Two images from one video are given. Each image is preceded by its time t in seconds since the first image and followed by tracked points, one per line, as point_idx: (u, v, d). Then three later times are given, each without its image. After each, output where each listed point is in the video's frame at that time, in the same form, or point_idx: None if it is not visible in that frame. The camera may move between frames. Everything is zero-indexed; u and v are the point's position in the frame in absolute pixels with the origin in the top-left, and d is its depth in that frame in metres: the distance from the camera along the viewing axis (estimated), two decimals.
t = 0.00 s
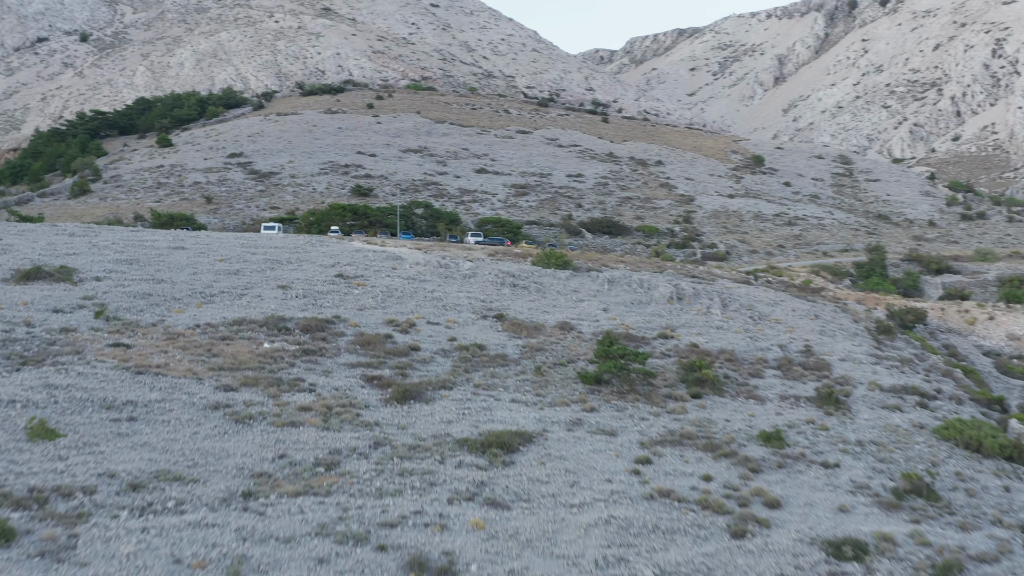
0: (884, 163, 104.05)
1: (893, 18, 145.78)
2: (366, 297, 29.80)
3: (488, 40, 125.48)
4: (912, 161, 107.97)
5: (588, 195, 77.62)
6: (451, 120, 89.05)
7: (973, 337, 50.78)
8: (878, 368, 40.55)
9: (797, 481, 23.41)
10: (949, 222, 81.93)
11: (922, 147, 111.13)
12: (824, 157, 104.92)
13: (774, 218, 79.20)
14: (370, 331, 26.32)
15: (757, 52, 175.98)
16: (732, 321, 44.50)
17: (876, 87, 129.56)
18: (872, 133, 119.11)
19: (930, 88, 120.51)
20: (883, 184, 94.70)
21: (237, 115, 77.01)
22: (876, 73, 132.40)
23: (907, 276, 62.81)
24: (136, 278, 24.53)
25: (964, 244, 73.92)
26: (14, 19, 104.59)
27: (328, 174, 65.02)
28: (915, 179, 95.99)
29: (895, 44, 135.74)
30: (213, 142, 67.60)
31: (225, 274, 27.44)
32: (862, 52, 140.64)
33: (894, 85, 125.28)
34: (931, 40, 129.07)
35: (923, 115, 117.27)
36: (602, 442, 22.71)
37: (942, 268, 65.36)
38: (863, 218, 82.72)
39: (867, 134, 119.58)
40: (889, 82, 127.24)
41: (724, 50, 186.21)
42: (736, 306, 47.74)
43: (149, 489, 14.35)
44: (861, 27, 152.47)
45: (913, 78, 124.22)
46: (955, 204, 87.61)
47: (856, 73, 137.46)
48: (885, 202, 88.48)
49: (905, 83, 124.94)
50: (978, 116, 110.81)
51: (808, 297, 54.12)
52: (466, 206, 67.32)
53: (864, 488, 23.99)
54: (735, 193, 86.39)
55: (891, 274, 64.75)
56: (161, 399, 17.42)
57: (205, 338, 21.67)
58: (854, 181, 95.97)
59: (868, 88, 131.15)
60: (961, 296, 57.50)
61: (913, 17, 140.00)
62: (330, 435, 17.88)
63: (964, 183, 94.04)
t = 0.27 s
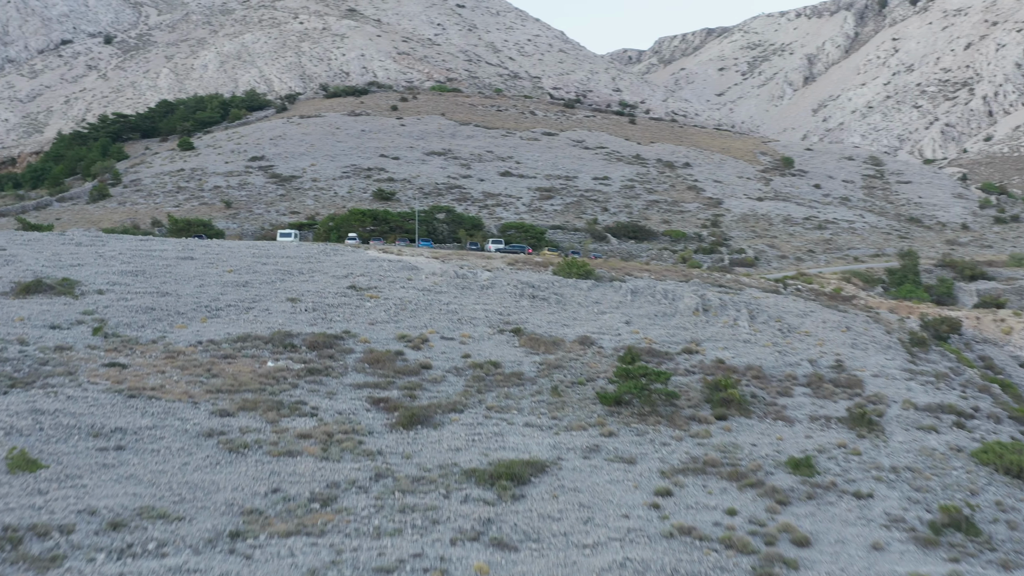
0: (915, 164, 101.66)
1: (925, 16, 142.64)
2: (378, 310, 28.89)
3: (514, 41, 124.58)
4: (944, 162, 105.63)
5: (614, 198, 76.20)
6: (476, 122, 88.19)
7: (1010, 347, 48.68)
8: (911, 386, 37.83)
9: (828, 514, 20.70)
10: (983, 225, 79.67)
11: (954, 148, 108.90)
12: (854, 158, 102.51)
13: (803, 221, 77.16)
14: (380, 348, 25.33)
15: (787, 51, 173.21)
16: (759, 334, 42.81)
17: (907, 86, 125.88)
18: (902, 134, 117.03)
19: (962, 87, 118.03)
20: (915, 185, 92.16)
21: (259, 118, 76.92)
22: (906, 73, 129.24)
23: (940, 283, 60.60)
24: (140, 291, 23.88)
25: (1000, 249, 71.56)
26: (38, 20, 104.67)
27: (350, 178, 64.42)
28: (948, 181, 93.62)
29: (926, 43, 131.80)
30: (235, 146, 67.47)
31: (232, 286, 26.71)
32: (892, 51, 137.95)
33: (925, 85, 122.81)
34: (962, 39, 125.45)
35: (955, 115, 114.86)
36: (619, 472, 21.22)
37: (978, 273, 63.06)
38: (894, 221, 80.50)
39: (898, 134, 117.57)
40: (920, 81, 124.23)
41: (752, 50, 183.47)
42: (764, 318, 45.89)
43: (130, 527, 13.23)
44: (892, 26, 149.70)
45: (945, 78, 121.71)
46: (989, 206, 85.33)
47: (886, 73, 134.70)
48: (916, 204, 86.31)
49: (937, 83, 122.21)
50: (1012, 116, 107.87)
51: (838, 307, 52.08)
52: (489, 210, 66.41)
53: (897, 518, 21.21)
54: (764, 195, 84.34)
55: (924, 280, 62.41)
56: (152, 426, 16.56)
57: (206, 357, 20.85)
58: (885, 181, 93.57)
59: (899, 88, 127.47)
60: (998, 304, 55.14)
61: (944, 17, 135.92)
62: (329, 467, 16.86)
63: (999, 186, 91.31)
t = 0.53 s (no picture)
0: (945, 165, 99.55)
1: (956, 15, 138.99)
2: (390, 324, 27.98)
3: (540, 41, 123.45)
4: (977, 163, 102.76)
5: (641, 202, 74.68)
6: (501, 124, 87.19)
7: None
8: (948, 404, 34.77)
9: (862, 552, 18.04)
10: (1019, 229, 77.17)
11: (986, 150, 105.67)
12: (885, 160, 100.01)
13: (834, 226, 75.05)
14: (389, 366, 24.31)
15: (816, 50, 170.01)
16: (789, 348, 40.34)
17: (937, 86, 122.61)
18: (934, 134, 113.93)
19: (994, 88, 114.16)
20: (947, 187, 89.85)
21: (282, 120, 76.70)
22: (937, 73, 125.13)
23: (974, 292, 58.29)
24: (143, 305, 23.21)
25: None
26: (62, 22, 104.94)
27: (372, 181, 63.70)
28: (982, 184, 91.09)
29: (956, 42, 127.51)
30: (258, 149, 67.18)
31: (240, 299, 25.99)
32: (923, 50, 133.12)
33: (956, 85, 119.10)
34: (993, 38, 121.09)
35: (986, 116, 111.14)
36: (638, 506, 19.21)
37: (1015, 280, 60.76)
38: (927, 224, 78.20)
39: (930, 134, 114.58)
40: (950, 81, 120.81)
41: (781, 49, 180.45)
42: (793, 331, 43.14)
43: (107, 572, 11.74)
44: (923, 24, 146.61)
45: (976, 78, 117.75)
46: None
47: (916, 72, 130.63)
48: (949, 207, 83.94)
49: (968, 83, 118.35)
50: None
51: (871, 317, 49.24)
52: (514, 214, 65.36)
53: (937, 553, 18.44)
54: (794, 199, 82.22)
55: (958, 287, 60.10)
56: (143, 456, 15.70)
57: (205, 377, 20.00)
58: (917, 184, 91.17)
59: (930, 88, 124.86)
60: None
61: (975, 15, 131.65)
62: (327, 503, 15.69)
63: None
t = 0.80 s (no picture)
0: (978, 166, 97.06)
1: (987, 14, 135.70)
2: (401, 339, 26.98)
3: (567, 42, 122.10)
4: (1010, 164, 99.74)
5: (668, 205, 73.11)
6: (526, 126, 86.08)
7: None
8: (986, 425, 32.27)
9: None
10: None
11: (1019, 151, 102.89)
12: (916, 161, 97.48)
13: (864, 229, 72.91)
14: (398, 387, 23.24)
15: (846, 50, 166.07)
16: (819, 364, 38.07)
17: (969, 84, 119.73)
18: (965, 135, 110.68)
19: None
20: (980, 190, 87.38)
21: (305, 123, 76.36)
22: (969, 72, 122.25)
23: (1010, 300, 56.20)
24: (145, 320, 22.51)
25: None
26: (85, 25, 105.29)
27: (394, 185, 62.93)
28: (1017, 188, 88.51)
29: (988, 41, 124.08)
30: (279, 152, 66.80)
31: (246, 313, 25.19)
32: (954, 49, 130.23)
33: (988, 84, 116.04)
34: None
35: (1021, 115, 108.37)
36: (656, 544, 17.12)
37: None
38: (959, 228, 75.99)
39: (961, 134, 111.52)
40: (983, 80, 117.77)
41: (810, 49, 177.21)
42: (823, 345, 41.26)
43: None
44: (953, 23, 143.33)
45: (1010, 76, 114.42)
46: None
47: (949, 71, 127.00)
48: (982, 210, 81.56)
49: (1001, 82, 115.34)
50: None
51: (904, 328, 47.04)
52: (538, 218, 64.26)
53: None
54: (824, 201, 80.07)
55: (992, 294, 57.92)
56: (129, 489, 14.79)
57: (203, 400, 19.08)
58: (949, 186, 88.78)
59: (961, 88, 121.59)
60: None
61: (1008, 13, 128.88)
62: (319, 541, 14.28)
63: None
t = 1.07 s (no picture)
0: (1012, 168, 94.37)
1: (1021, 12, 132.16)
2: (413, 356, 25.98)
3: (594, 42, 120.69)
4: None
5: (696, 209, 71.48)
6: (552, 128, 84.92)
7: None
8: None
9: None
10: None
11: None
12: (948, 163, 94.82)
13: (896, 233, 70.68)
14: (407, 409, 22.17)
15: (876, 49, 161.84)
16: (850, 380, 35.70)
17: (1002, 83, 116.37)
18: (998, 134, 106.55)
19: None
20: (1014, 193, 84.88)
21: (328, 126, 76.04)
22: (1001, 71, 118.87)
23: None
24: (146, 336, 21.90)
25: None
26: (110, 27, 106.19)
27: (417, 189, 62.12)
28: None
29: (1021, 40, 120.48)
30: (301, 156, 66.40)
31: (252, 327, 24.45)
32: (986, 48, 126.31)
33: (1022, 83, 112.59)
34: None
35: None
36: None
37: None
38: (993, 232, 73.66)
39: (993, 134, 108.28)
40: (1016, 79, 114.49)
41: (840, 48, 173.78)
42: (855, 360, 38.68)
43: None
44: (986, 21, 139.78)
45: None
46: None
47: (980, 70, 123.20)
48: (1017, 213, 79.04)
49: None
50: None
51: (938, 341, 44.67)
52: (563, 223, 63.08)
53: None
54: (854, 204, 77.83)
55: None
56: (111, 527, 13.67)
57: (200, 425, 18.21)
58: (983, 189, 86.28)
59: (994, 87, 118.08)
60: None
61: None
62: None
63: None
